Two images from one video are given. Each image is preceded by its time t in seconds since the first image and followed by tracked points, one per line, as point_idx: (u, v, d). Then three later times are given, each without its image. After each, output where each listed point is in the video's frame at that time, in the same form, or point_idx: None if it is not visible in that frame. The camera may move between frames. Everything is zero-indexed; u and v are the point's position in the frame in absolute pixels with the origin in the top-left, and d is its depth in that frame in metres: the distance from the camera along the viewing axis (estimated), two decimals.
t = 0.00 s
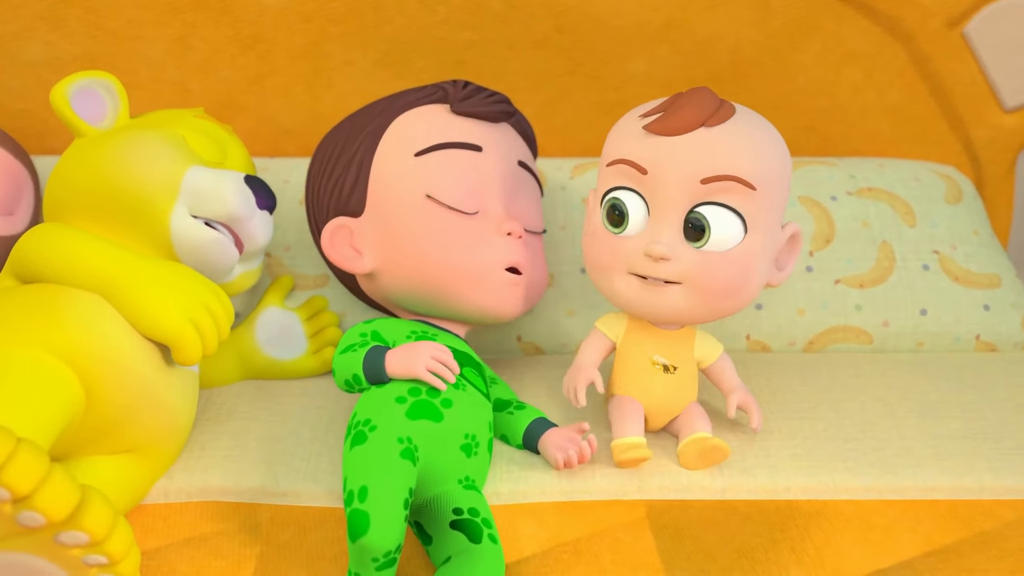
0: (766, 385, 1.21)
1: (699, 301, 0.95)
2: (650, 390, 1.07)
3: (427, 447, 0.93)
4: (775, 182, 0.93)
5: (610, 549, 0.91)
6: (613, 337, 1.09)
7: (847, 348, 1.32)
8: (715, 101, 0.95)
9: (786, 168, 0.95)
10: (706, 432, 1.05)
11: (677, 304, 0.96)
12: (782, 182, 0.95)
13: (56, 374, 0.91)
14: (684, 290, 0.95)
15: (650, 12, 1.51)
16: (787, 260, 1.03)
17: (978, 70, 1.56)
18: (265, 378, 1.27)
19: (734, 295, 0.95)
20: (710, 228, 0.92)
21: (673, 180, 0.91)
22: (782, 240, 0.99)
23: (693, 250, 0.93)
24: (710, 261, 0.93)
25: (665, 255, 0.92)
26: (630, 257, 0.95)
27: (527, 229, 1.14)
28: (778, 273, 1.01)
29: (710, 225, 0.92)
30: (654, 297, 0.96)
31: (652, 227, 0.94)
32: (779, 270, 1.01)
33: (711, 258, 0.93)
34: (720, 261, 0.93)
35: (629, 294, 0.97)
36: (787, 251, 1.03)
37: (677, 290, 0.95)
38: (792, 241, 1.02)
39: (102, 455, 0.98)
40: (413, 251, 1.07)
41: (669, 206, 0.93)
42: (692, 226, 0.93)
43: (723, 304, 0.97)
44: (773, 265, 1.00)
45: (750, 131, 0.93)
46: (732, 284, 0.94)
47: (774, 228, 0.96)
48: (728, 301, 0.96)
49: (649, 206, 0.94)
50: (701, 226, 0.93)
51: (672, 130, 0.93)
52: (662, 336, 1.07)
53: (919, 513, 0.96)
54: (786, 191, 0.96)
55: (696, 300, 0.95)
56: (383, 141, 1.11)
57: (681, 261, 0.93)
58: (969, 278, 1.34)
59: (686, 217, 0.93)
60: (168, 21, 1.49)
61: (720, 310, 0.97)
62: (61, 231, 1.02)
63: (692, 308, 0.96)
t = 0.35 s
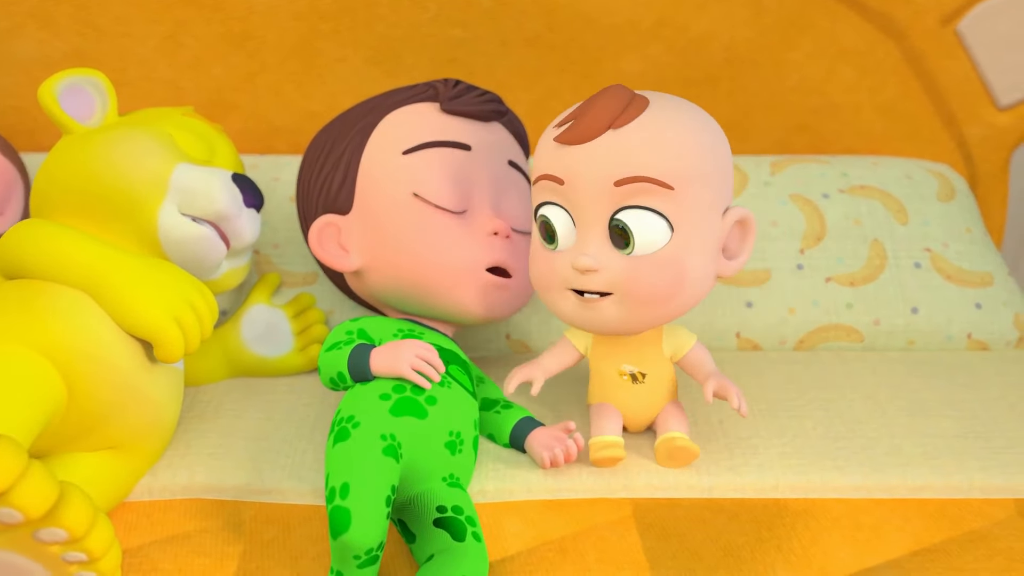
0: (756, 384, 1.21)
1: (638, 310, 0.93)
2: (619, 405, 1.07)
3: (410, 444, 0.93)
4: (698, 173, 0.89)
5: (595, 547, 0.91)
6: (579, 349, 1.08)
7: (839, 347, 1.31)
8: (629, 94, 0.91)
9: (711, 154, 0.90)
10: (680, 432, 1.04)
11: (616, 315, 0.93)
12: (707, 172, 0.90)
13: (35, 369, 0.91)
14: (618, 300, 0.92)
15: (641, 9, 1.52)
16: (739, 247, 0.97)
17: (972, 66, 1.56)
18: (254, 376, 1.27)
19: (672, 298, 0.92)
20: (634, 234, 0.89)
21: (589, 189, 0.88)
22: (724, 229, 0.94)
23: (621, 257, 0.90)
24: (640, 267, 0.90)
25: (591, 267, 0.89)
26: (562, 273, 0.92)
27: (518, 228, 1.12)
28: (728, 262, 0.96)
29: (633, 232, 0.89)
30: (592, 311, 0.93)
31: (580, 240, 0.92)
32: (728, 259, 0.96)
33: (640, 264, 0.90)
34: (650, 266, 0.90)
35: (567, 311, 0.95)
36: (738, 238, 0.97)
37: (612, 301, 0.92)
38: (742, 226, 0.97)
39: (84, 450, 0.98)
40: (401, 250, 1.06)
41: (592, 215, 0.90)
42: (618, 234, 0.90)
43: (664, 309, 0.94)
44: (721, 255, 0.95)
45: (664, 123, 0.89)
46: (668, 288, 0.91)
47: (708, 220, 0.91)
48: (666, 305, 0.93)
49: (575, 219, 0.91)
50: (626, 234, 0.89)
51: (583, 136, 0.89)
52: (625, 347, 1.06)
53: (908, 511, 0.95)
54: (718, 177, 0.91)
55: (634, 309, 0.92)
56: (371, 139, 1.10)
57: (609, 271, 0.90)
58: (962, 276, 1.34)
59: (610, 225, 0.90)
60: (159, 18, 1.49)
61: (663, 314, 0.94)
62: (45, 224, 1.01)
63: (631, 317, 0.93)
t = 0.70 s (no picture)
0: (747, 383, 1.20)
1: (565, 316, 0.93)
2: (600, 411, 1.06)
3: (396, 443, 0.92)
4: (580, 171, 0.90)
5: (583, 547, 0.90)
6: (545, 368, 1.09)
7: (831, 347, 1.30)
8: (504, 116, 0.94)
9: (590, 151, 0.92)
10: (655, 433, 1.03)
11: (547, 326, 0.95)
12: (593, 168, 0.91)
13: (18, 365, 0.90)
14: (544, 311, 0.93)
15: (636, 7, 1.52)
16: (659, 228, 0.95)
17: (968, 66, 1.55)
18: (246, 374, 1.27)
19: (595, 296, 0.92)
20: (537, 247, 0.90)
21: (485, 214, 0.91)
22: (631, 216, 0.93)
23: (533, 270, 0.91)
24: (556, 276, 0.91)
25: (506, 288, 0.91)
26: (486, 300, 0.94)
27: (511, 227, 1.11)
28: (649, 247, 0.94)
29: (541, 244, 0.89)
30: (523, 327, 0.95)
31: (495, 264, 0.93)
32: (648, 243, 0.94)
33: (553, 272, 0.91)
34: (564, 271, 0.90)
35: (504, 334, 0.97)
36: (656, 221, 0.95)
37: (539, 314, 0.94)
38: (656, 207, 0.95)
39: (70, 449, 0.97)
40: (392, 250, 1.06)
41: (497, 237, 0.92)
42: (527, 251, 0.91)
43: (591, 310, 0.94)
44: (637, 241, 0.94)
45: (539, 134, 0.92)
46: (587, 288, 0.91)
47: (606, 216, 0.91)
48: (590, 307, 0.93)
49: (485, 245, 0.93)
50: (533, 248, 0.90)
51: (469, 169, 0.93)
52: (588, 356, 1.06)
53: (899, 511, 0.94)
54: (606, 168, 0.92)
55: (562, 315, 0.93)
56: (363, 139, 1.09)
57: (525, 287, 0.92)
58: (956, 276, 1.33)
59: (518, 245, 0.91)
60: (154, 17, 1.49)
61: (594, 314, 0.94)
62: (30, 220, 1.00)
63: (563, 323, 0.94)
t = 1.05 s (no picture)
0: (743, 384, 1.19)
1: (548, 329, 0.94)
2: (595, 412, 1.06)
3: (388, 442, 0.92)
4: (545, 184, 0.89)
5: (575, 548, 0.89)
6: (539, 376, 1.09)
7: (829, 348, 1.30)
8: (466, 130, 0.93)
9: (557, 158, 0.91)
10: (655, 435, 1.03)
11: (529, 340, 0.96)
12: (558, 179, 0.90)
13: (8, 362, 0.90)
14: (525, 326, 0.95)
15: (634, 7, 1.51)
16: (633, 230, 0.95)
17: (968, 66, 1.54)
18: (242, 373, 1.26)
19: (572, 308, 0.93)
20: (512, 268, 0.90)
21: (456, 238, 0.92)
22: (601, 223, 0.92)
23: (509, 289, 0.92)
24: (534, 294, 0.91)
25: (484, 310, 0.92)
26: (466, 321, 0.96)
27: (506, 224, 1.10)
28: (623, 251, 0.94)
29: (515, 266, 0.90)
30: (506, 342, 0.97)
31: (472, 284, 0.94)
32: (622, 248, 0.94)
33: (529, 289, 0.91)
34: (540, 287, 0.91)
35: (489, 348, 0.99)
36: (629, 223, 0.95)
37: (520, 329, 0.95)
38: (628, 209, 0.94)
39: (60, 447, 0.97)
40: (386, 248, 1.05)
41: (472, 260, 0.92)
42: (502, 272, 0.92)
43: (571, 322, 0.94)
44: (610, 247, 0.93)
45: (501, 148, 0.91)
46: (564, 302, 0.92)
47: (577, 228, 0.91)
48: (574, 317, 0.94)
49: (459, 267, 0.94)
50: (507, 269, 0.91)
51: (435, 192, 0.92)
52: (576, 361, 1.05)
53: (894, 513, 0.93)
54: (574, 174, 0.91)
55: (542, 329, 0.94)
56: (358, 136, 1.08)
57: (503, 305, 0.93)
58: (955, 277, 1.32)
59: (492, 268, 0.92)
60: (152, 16, 1.49)
61: (575, 325, 0.95)
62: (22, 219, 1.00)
63: (544, 336, 0.95)
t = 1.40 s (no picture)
0: (742, 386, 1.18)
1: (561, 309, 0.94)
2: (591, 408, 1.05)
3: (381, 442, 0.92)
4: (581, 158, 0.91)
5: (569, 549, 0.88)
6: (544, 362, 1.08)
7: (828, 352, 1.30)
8: (516, 102, 0.96)
9: (594, 138, 0.92)
10: (659, 435, 1.02)
11: (544, 319, 0.96)
12: (593, 156, 0.91)
13: (3, 359, 0.90)
14: (541, 303, 0.94)
15: (632, 7, 1.53)
16: (661, 223, 0.94)
17: (970, 67, 1.57)
18: (238, 374, 1.27)
19: (588, 288, 0.93)
20: (535, 233, 0.91)
21: (486, 196, 0.93)
22: (630, 210, 0.92)
23: (528, 258, 0.93)
24: (550, 267, 0.92)
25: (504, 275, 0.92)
26: (484, 289, 0.96)
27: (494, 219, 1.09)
28: (648, 242, 0.94)
29: (538, 231, 0.91)
30: (520, 319, 0.96)
31: (495, 252, 0.95)
32: (648, 239, 0.94)
33: (547, 260, 0.92)
34: (558, 260, 0.91)
35: (503, 325, 0.98)
36: (659, 217, 0.94)
37: (536, 306, 0.95)
38: (659, 203, 0.94)
39: (53, 445, 0.97)
40: (376, 245, 1.06)
41: (497, 223, 0.93)
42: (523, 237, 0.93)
43: (584, 303, 0.94)
44: (636, 236, 0.93)
45: (544, 120, 0.93)
46: (581, 280, 0.92)
47: (606, 207, 0.91)
48: (587, 299, 0.94)
49: (485, 229, 0.95)
50: (527, 233, 0.92)
51: (474, 151, 0.94)
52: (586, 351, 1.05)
53: (891, 518, 0.92)
54: (609, 159, 0.92)
55: (557, 308, 0.94)
56: (347, 132, 1.08)
57: (522, 276, 0.93)
58: (957, 280, 1.31)
59: (514, 231, 0.93)
60: (154, 19, 1.50)
61: (589, 307, 0.95)
62: (19, 216, 1.00)
63: (558, 315, 0.95)
